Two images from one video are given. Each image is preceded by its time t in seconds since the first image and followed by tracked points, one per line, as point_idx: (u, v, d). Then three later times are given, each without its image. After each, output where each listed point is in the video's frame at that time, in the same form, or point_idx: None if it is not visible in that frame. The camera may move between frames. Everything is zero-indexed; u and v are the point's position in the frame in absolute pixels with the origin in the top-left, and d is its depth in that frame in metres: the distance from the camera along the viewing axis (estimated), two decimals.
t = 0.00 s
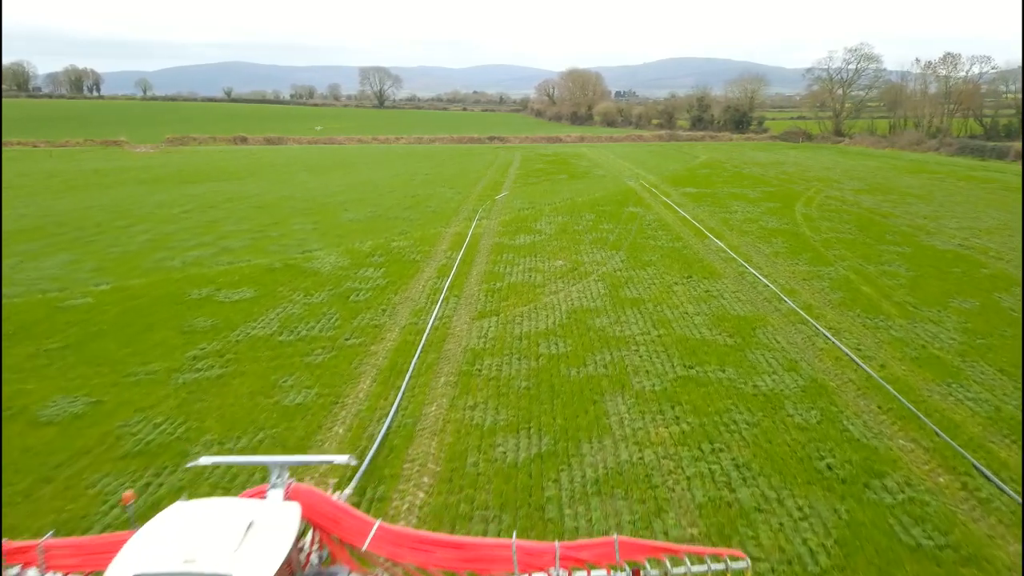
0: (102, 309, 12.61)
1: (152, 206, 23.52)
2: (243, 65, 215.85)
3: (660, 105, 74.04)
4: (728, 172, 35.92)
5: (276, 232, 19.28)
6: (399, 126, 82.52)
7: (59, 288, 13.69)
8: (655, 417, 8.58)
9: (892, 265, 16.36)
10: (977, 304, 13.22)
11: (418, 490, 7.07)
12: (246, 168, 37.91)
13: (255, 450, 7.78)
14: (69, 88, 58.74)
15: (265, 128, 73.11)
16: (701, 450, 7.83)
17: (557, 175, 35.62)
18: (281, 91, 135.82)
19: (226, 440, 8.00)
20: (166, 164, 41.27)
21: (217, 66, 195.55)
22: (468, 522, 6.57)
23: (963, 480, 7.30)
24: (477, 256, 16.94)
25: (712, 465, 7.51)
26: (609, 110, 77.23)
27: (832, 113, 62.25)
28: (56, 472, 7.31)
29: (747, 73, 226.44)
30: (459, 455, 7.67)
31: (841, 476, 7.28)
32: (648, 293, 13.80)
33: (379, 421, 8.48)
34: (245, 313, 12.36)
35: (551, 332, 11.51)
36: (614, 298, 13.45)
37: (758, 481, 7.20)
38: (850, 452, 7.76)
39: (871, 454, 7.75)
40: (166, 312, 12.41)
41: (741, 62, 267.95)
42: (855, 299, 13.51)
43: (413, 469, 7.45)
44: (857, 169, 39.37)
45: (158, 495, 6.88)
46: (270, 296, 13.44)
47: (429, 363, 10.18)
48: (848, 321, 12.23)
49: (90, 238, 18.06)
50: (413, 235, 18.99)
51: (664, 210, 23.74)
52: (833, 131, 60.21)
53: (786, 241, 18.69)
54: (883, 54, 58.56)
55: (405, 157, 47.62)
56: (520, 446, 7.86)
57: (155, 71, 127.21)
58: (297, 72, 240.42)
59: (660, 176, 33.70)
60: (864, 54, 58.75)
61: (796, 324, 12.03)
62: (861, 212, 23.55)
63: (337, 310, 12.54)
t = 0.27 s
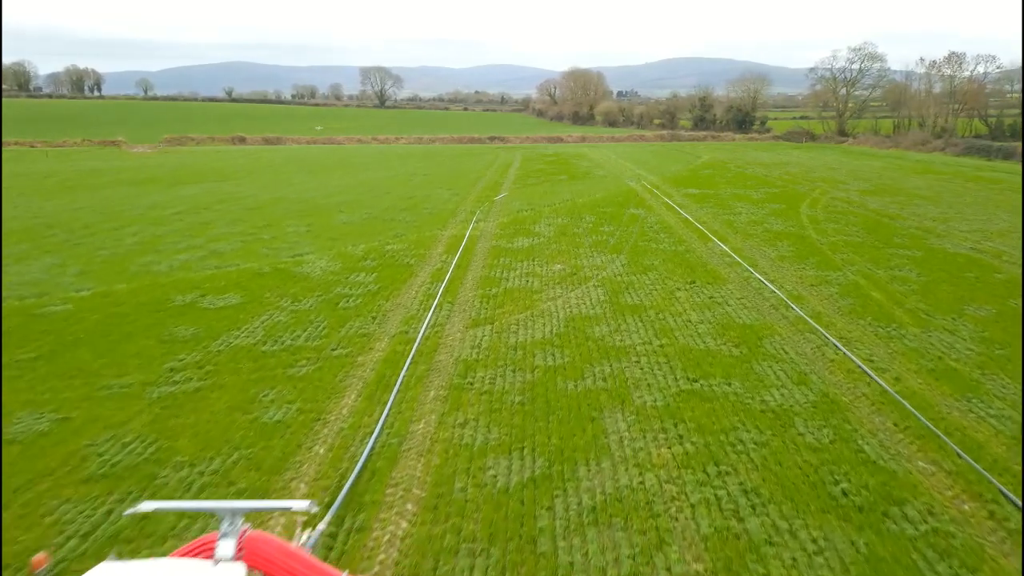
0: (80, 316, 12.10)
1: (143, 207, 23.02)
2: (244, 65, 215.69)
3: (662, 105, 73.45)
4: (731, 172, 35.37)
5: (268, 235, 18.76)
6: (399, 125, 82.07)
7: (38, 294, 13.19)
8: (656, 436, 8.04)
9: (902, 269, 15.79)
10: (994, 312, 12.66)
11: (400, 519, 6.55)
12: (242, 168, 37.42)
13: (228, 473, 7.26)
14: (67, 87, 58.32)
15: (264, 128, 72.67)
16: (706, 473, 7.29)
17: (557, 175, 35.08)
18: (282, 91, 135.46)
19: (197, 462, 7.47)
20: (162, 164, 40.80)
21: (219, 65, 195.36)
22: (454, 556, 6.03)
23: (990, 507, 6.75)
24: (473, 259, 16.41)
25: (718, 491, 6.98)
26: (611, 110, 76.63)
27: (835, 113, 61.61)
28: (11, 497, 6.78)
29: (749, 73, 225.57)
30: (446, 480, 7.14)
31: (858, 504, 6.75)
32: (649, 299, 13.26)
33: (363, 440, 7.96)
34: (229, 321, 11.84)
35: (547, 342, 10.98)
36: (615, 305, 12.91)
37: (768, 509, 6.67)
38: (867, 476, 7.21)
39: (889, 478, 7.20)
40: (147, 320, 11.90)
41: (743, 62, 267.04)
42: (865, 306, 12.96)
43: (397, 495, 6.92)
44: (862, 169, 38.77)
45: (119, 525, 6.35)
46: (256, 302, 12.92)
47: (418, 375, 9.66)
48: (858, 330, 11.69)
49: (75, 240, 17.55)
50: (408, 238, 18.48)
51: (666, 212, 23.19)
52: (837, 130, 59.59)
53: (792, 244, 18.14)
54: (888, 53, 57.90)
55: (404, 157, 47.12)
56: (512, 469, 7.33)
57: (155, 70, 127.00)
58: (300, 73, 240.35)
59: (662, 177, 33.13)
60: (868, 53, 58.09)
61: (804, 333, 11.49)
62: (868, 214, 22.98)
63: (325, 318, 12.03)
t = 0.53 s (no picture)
0: (57, 324, 11.60)
1: (134, 209, 22.54)
2: (246, 65, 215.64)
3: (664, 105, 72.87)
4: (735, 173, 34.78)
5: (259, 238, 18.24)
6: (400, 125, 81.63)
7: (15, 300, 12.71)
8: (658, 458, 7.49)
9: (913, 274, 15.21)
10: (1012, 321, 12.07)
11: (379, 554, 6.01)
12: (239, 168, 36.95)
13: (197, 500, 6.72)
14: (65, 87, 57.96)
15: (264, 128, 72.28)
16: (712, 501, 6.74)
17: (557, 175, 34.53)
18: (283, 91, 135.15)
19: (164, 487, 6.93)
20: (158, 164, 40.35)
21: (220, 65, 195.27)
22: None
23: None
24: (469, 264, 15.88)
25: (726, 521, 6.43)
26: (613, 109, 76.09)
27: (839, 113, 60.94)
28: None
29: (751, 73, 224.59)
30: (431, 509, 6.60)
31: (878, 537, 6.19)
32: (651, 307, 12.70)
33: (344, 462, 7.42)
34: (211, 330, 11.30)
35: (544, 353, 10.44)
36: (615, 313, 12.36)
37: (781, 543, 6.12)
38: (888, 505, 6.65)
39: (911, 507, 6.64)
40: (125, 329, 11.38)
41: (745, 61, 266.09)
42: (877, 314, 12.39)
43: (377, 526, 6.38)
44: (868, 170, 38.13)
45: (72, 561, 5.81)
46: (242, 309, 12.40)
47: (406, 389, 9.12)
48: (871, 339, 11.11)
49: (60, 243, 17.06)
50: (402, 241, 17.95)
51: (669, 213, 22.63)
52: (840, 130, 58.92)
53: (799, 248, 17.57)
54: (892, 53, 57.19)
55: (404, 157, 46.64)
56: (503, 496, 6.79)
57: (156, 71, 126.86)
58: (302, 73, 240.25)
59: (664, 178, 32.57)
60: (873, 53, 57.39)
61: (814, 343, 10.93)
62: (876, 216, 22.38)
63: (312, 326, 11.50)
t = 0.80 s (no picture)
0: (31, 332, 11.08)
1: (124, 211, 22.04)
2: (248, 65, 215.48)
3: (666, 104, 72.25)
4: (739, 174, 34.18)
5: (249, 241, 17.72)
6: (401, 125, 81.14)
7: None
8: (662, 484, 6.94)
9: (926, 280, 14.61)
10: None
11: None
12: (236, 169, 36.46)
13: (159, 532, 6.19)
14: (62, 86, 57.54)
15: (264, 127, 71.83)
16: (721, 534, 6.18)
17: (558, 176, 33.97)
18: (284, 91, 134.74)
19: (126, 517, 6.40)
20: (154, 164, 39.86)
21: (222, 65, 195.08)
22: None
23: None
24: (465, 269, 15.33)
25: (736, 558, 5.89)
26: (615, 109, 75.50)
27: (843, 112, 60.21)
28: None
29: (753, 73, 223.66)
30: (414, 543, 6.06)
31: None
32: (653, 315, 12.14)
33: (323, 488, 6.88)
34: (191, 340, 10.77)
35: (540, 365, 9.89)
36: (616, 321, 11.81)
37: None
38: (912, 541, 6.09)
39: (938, 543, 6.07)
40: (102, 338, 10.85)
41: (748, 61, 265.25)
42: (891, 323, 11.81)
43: (354, 563, 5.84)
44: (874, 170, 37.50)
45: None
46: (226, 317, 11.87)
47: (394, 406, 8.58)
48: (885, 351, 10.55)
49: (44, 246, 16.54)
50: (397, 244, 17.41)
51: (671, 215, 22.07)
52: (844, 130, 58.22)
53: (806, 252, 16.99)
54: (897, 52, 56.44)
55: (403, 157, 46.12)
56: (493, 528, 6.24)
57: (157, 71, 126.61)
58: (304, 73, 240.03)
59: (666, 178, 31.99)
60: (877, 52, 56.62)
61: (826, 355, 10.37)
62: (885, 218, 21.78)
63: (297, 336, 10.96)
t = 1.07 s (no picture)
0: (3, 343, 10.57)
1: (114, 213, 21.54)
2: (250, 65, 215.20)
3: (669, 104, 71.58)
4: (743, 174, 33.56)
5: (239, 244, 17.18)
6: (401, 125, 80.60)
7: None
8: (666, 516, 6.37)
9: (941, 287, 13.99)
10: None
11: None
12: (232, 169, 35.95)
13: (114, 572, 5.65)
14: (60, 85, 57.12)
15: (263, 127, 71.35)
16: None
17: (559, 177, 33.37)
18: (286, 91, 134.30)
19: (78, 555, 5.85)
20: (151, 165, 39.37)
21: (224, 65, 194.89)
22: None
23: None
24: (460, 274, 14.75)
25: None
26: (617, 109, 74.85)
27: (847, 112, 59.37)
28: None
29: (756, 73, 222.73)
30: None
31: None
32: (656, 324, 11.55)
33: (296, 520, 6.32)
34: (169, 352, 10.23)
35: (536, 380, 9.30)
36: (616, 331, 11.23)
37: None
38: None
39: None
40: (75, 349, 10.31)
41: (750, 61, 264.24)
42: (907, 334, 11.20)
43: None
44: (880, 171, 36.81)
45: None
46: (208, 326, 11.32)
47: (378, 425, 8.01)
48: (902, 364, 9.96)
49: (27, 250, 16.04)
50: (391, 248, 16.85)
51: (674, 218, 21.47)
52: (849, 130, 57.46)
53: (815, 256, 16.38)
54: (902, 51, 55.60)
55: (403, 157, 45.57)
56: (480, 568, 5.69)
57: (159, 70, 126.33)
58: (306, 72, 239.71)
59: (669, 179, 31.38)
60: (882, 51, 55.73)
61: (839, 368, 9.78)
62: (894, 220, 21.14)
63: (281, 347, 10.40)
